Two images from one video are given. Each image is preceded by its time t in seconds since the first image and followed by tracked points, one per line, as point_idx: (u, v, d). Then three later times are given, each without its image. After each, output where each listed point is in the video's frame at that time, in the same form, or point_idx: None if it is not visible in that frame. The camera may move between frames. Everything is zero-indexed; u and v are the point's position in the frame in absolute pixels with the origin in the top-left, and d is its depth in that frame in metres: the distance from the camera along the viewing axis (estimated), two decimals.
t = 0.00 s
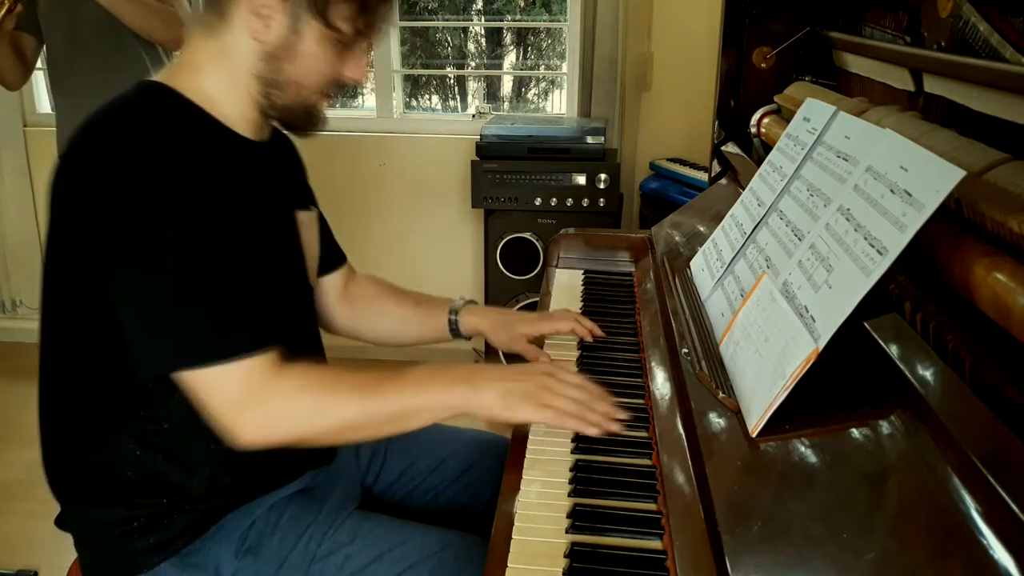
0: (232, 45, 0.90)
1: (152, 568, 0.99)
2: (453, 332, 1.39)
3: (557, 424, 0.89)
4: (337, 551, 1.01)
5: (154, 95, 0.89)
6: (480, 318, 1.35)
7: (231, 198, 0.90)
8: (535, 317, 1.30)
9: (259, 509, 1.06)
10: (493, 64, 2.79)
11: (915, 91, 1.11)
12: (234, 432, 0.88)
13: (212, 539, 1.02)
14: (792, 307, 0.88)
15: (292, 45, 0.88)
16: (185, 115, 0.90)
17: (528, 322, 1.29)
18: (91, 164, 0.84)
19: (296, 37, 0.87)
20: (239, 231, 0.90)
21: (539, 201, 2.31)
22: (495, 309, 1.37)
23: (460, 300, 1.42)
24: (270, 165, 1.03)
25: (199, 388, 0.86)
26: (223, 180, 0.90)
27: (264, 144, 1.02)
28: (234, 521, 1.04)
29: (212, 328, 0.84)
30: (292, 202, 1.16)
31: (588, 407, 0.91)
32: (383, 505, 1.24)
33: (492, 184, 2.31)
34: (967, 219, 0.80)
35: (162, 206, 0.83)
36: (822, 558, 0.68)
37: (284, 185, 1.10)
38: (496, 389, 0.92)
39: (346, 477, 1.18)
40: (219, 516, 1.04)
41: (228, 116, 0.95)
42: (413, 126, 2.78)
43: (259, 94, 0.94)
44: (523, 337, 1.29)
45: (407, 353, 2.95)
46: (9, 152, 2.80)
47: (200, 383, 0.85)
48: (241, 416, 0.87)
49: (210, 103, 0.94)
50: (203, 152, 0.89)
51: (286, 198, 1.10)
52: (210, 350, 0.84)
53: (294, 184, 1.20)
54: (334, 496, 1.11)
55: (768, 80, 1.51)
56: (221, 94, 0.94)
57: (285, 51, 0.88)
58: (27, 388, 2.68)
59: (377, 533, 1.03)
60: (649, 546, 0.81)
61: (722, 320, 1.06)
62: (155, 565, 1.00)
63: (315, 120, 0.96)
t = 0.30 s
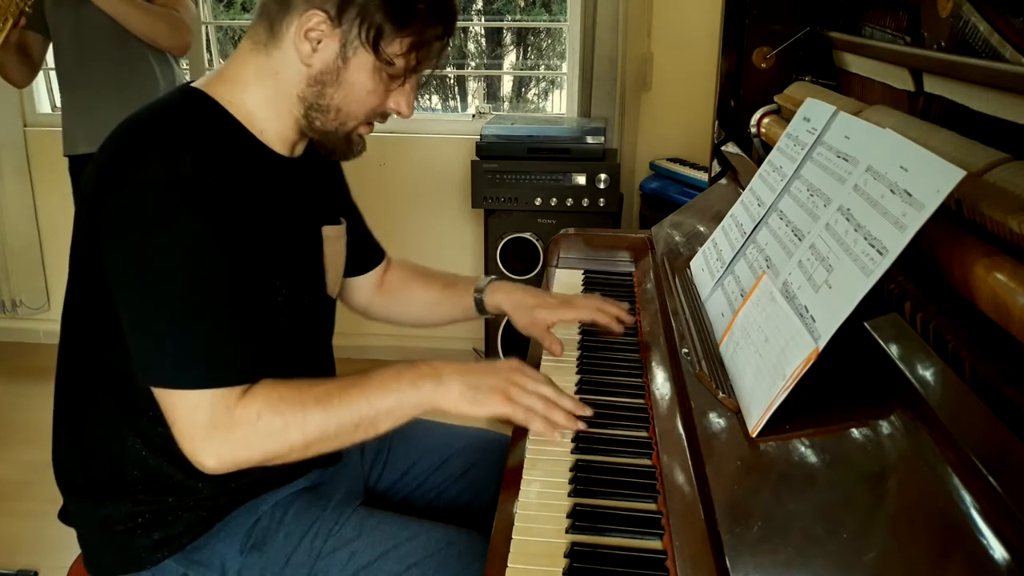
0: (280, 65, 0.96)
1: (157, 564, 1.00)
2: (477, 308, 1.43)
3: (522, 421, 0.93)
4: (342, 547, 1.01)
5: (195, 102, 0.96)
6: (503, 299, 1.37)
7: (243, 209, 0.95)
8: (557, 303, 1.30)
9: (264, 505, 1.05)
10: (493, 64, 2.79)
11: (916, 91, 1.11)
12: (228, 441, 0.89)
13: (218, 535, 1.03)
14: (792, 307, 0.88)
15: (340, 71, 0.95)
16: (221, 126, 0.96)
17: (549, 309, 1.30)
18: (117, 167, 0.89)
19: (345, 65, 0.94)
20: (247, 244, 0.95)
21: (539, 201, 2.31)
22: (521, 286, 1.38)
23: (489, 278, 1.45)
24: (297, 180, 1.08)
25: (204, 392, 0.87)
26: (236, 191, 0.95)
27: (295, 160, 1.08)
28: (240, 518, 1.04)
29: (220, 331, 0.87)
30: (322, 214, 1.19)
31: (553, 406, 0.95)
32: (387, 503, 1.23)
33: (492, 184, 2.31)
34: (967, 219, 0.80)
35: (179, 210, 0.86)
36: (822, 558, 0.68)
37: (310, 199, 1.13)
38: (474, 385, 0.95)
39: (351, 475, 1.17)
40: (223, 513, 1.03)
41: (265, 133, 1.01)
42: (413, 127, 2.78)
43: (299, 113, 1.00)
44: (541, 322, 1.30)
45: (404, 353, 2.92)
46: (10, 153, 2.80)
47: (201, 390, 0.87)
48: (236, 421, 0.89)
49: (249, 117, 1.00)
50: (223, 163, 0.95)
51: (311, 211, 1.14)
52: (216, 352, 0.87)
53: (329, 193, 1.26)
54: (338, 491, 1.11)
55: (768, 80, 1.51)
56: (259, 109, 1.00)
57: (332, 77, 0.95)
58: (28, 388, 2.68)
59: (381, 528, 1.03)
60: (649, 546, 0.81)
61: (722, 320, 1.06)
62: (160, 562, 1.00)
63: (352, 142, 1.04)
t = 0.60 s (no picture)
0: (269, 57, 0.96)
1: (155, 570, 1.00)
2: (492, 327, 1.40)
3: (524, 427, 0.94)
4: (341, 549, 1.01)
5: (182, 101, 0.96)
6: (520, 314, 1.33)
7: (241, 209, 0.96)
8: (577, 320, 1.26)
9: (262, 510, 1.05)
10: (493, 64, 2.79)
11: (916, 91, 1.11)
12: (231, 442, 0.89)
13: (216, 541, 1.03)
14: (792, 307, 0.88)
15: (330, 56, 0.95)
16: (211, 124, 0.96)
17: (569, 324, 1.26)
18: (115, 165, 0.88)
19: (335, 50, 0.95)
20: (245, 244, 0.95)
21: (539, 201, 2.31)
22: (534, 303, 1.35)
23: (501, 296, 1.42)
24: (289, 174, 1.08)
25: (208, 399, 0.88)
26: (235, 190, 0.96)
27: (286, 156, 1.07)
28: (239, 524, 1.04)
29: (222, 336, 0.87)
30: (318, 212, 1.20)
31: (557, 408, 0.97)
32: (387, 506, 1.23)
33: (492, 184, 2.31)
34: (967, 219, 0.80)
35: (180, 212, 0.86)
36: (822, 558, 0.68)
37: (307, 195, 1.14)
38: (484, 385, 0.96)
39: (351, 478, 1.17)
40: (221, 519, 1.04)
41: (254, 129, 1.01)
42: (413, 127, 2.78)
43: (291, 105, 1.00)
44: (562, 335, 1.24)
45: (405, 353, 2.92)
46: (10, 153, 2.80)
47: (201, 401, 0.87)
48: (244, 422, 0.89)
49: (239, 113, 1.00)
50: (217, 159, 0.95)
51: (307, 202, 1.14)
52: (218, 356, 0.87)
53: (322, 186, 1.25)
54: (338, 495, 1.11)
55: (768, 80, 1.50)
56: (249, 105, 1.00)
57: (323, 62, 0.96)
58: (28, 388, 2.68)
59: (381, 529, 1.03)
60: (650, 546, 0.81)
61: (722, 320, 1.06)
62: (158, 567, 1.00)
63: (347, 129, 1.04)
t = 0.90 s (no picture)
0: (269, 64, 0.96)
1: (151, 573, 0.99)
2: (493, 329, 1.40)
3: (531, 426, 0.94)
4: (336, 557, 1.01)
5: (181, 105, 0.96)
6: (521, 316, 1.33)
7: (241, 209, 0.96)
8: (578, 321, 1.26)
9: (258, 515, 1.05)
10: (493, 64, 2.79)
11: (916, 91, 1.11)
12: (230, 443, 0.89)
13: (212, 545, 1.02)
14: (792, 307, 0.88)
15: (333, 66, 0.96)
16: (210, 127, 0.96)
17: (570, 326, 1.26)
18: (117, 166, 0.89)
19: (338, 60, 0.95)
20: (245, 244, 0.95)
21: (538, 201, 2.31)
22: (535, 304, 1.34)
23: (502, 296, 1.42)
24: (289, 179, 1.08)
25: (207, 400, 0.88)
26: (235, 190, 0.96)
27: (286, 159, 1.07)
28: (234, 527, 1.04)
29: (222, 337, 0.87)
30: (315, 207, 1.19)
31: (566, 402, 0.97)
32: (383, 508, 1.23)
33: (492, 184, 2.31)
34: (967, 219, 0.80)
35: (181, 212, 0.86)
36: (822, 558, 0.68)
37: (308, 198, 1.14)
38: (484, 386, 0.96)
39: (348, 479, 1.17)
40: (218, 522, 1.04)
41: (256, 134, 1.01)
42: (413, 127, 2.78)
43: (291, 112, 1.00)
44: (563, 338, 1.25)
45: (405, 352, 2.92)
46: (10, 153, 2.80)
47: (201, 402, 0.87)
48: (244, 425, 0.89)
49: (239, 118, 1.00)
50: (217, 159, 0.95)
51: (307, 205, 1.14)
52: (218, 357, 0.87)
53: (321, 185, 1.24)
54: (335, 497, 1.11)
55: (768, 80, 1.50)
56: (249, 109, 1.00)
57: (325, 72, 0.96)
58: (28, 388, 2.68)
59: (376, 536, 1.03)
60: (650, 546, 0.81)
61: (722, 320, 1.06)
62: (153, 571, 1.00)
63: (347, 138, 1.04)
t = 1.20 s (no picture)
0: (276, 69, 0.96)
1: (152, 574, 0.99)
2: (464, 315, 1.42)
3: (541, 425, 0.93)
4: (337, 557, 1.01)
5: (186, 109, 0.96)
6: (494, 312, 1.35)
7: (246, 211, 0.96)
8: (545, 317, 1.27)
9: (259, 515, 1.05)
10: (493, 64, 2.79)
11: (916, 91, 1.11)
12: (230, 443, 0.89)
13: (213, 546, 1.03)
14: (792, 307, 0.88)
15: (339, 75, 0.95)
16: (215, 132, 0.96)
17: (537, 323, 1.27)
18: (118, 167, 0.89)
19: (344, 68, 0.95)
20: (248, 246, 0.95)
21: (539, 201, 2.31)
22: (507, 296, 1.36)
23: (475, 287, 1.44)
24: (295, 186, 1.08)
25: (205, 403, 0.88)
26: (239, 194, 0.96)
27: (295, 166, 1.07)
28: (236, 528, 1.04)
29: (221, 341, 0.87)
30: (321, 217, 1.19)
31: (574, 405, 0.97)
32: (386, 508, 1.23)
33: (492, 184, 2.31)
34: (967, 219, 0.80)
35: (181, 212, 0.86)
36: (822, 558, 0.68)
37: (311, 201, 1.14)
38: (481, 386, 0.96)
39: (350, 480, 1.17)
40: (219, 523, 1.04)
41: (264, 141, 1.01)
42: (413, 127, 2.78)
43: (297, 120, 1.00)
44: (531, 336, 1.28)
45: (405, 352, 2.92)
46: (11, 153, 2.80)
47: (200, 403, 0.87)
48: (243, 426, 0.89)
49: (247, 125, 1.00)
50: (222, 166, 0.94)
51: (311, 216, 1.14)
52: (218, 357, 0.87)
53: (329, 194, 1.25)
54: (337, 496, 1.11)
55: (768, 80, 1.50)
56: (258, 117, 0.99)
57: (330, 80, 0.95)
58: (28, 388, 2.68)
59: (377, 535, 1.03)
60: (649, 546, 0.81)
61: (722, 320, 1.06)
62: (154, 572, 1.00)
63: (353, 146, 1.04)
